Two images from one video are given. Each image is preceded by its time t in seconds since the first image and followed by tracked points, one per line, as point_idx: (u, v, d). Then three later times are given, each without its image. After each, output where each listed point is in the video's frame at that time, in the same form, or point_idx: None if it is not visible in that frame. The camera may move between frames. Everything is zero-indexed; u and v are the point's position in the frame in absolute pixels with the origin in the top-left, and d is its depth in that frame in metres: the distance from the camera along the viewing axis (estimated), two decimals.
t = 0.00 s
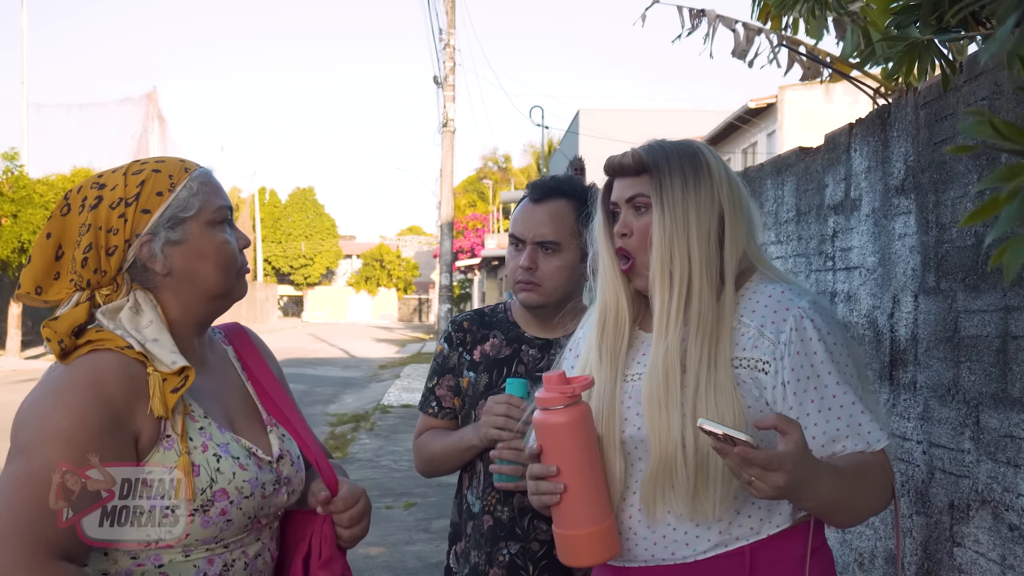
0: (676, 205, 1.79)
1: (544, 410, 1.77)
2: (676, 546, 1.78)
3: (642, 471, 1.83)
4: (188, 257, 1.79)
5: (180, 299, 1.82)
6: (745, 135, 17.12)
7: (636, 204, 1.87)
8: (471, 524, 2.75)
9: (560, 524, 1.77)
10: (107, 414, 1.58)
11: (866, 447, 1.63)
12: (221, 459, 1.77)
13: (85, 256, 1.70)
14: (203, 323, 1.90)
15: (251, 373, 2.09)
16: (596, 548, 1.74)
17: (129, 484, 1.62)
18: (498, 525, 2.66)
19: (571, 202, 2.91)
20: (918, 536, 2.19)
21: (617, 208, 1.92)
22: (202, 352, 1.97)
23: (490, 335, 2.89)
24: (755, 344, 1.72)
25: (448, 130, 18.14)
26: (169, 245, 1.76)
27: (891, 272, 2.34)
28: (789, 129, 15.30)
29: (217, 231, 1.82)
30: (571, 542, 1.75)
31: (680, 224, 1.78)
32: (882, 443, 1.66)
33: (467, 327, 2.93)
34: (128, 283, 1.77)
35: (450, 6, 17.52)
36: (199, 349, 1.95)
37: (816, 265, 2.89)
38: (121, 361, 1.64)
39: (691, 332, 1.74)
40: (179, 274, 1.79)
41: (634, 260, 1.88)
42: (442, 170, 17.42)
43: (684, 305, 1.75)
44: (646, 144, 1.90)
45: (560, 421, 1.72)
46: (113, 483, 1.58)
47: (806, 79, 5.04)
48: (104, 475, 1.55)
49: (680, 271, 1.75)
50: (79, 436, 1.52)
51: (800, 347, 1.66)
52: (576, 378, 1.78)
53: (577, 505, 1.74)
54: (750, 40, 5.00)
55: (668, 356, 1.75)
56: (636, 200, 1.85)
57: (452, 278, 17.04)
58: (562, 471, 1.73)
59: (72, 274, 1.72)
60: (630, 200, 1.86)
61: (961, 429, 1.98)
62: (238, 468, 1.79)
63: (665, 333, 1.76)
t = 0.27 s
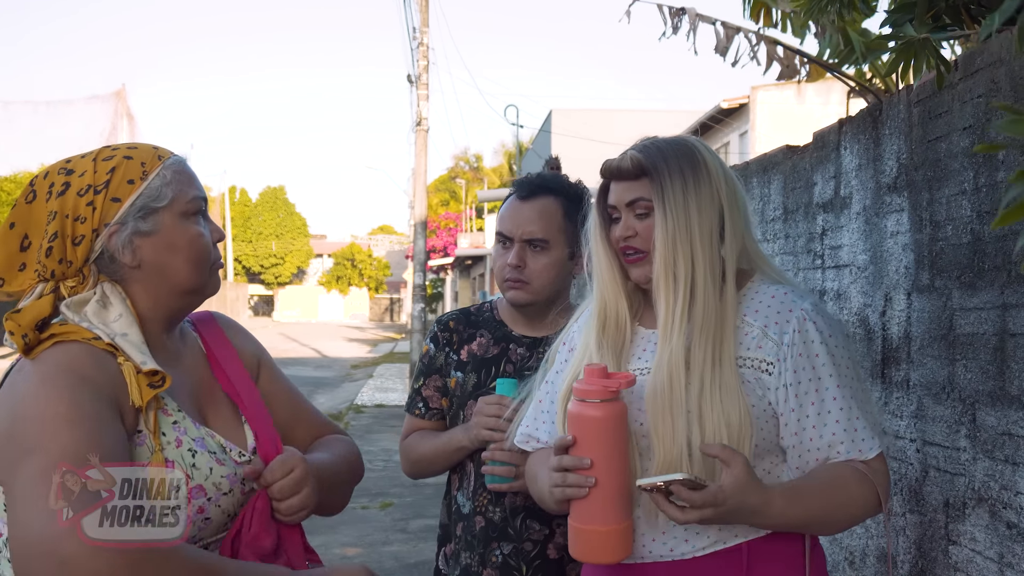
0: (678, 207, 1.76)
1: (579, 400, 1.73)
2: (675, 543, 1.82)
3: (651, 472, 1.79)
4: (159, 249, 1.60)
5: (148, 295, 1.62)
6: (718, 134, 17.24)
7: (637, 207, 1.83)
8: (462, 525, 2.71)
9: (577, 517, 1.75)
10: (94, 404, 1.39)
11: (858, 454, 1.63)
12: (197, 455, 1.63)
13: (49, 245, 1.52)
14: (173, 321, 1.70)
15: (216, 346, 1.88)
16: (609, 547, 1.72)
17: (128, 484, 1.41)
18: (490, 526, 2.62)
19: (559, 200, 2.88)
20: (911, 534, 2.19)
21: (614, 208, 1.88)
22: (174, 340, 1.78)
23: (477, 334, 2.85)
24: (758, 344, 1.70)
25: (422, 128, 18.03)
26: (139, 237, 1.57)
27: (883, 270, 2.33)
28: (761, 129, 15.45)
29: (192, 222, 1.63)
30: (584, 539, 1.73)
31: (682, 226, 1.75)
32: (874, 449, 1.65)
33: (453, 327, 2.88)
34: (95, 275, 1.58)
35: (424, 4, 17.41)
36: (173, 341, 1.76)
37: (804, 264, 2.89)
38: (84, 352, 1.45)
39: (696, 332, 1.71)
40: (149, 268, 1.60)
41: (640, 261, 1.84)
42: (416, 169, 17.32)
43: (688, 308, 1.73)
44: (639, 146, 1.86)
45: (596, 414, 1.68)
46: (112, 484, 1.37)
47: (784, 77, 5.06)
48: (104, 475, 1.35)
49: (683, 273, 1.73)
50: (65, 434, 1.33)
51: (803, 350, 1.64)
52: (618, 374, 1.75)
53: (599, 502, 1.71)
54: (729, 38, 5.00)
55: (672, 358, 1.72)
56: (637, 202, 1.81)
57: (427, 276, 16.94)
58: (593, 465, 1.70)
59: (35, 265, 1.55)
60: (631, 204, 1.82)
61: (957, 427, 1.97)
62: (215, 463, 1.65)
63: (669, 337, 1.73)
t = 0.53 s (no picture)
0: (680, 210, 1.76)
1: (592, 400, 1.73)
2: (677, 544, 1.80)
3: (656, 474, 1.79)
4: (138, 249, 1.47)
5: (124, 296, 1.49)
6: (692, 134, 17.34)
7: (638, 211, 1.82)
8: (452, 527, 2.67)
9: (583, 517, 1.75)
10: (110, 399, 1.30)
11: (853, 460, 1.63)
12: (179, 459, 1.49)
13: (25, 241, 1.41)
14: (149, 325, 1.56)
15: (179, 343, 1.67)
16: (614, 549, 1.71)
17: (130, 486, 1.29)
18: (482, 528, 2.58)
19: (550, 201, 2.86)
20: (906, 535, 2.18)
21: (613, 212, 1.87)
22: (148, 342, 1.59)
23: (467, 335, 2.81)
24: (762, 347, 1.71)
25: (397, 127, 17.91)
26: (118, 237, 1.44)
27: (875, 270, 2.33)
28: (735, 130, 15.56)
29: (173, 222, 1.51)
30: (588, 539, 1.73)
31: (685, 228, 1.76)
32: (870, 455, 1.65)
33: (442, 328, 2.85)
34: (72, 274, 1.47)
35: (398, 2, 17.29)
36: (148, 341, 1.59)
37: (794, 264, 2.89)
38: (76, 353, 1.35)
39: (701, 335, 1.71)
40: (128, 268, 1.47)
41: (641, 265, 1.83)
42: (390, 168, 17.21)
43: (692, 311, 1.73)
44: (638, 148, 1.85)
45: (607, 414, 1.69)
46: (115, 484, 1.29)
47: (765, 77, 5.08)
48: (105, 474, 1.28)
49: (687, 276, 1.74)
50: (67, 436, 1.27)
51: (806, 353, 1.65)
52: (633, 373, 1.76)
53: (607, 502, 1.72)
54: (710, 38, 5.01)
55: (678, 363, 1.72)
56: (638, 206, 1.81)
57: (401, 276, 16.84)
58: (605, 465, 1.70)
59: (8, 262, 1.45)
60: (632, 207, 1.81)
61: (954, 427, 1.97)
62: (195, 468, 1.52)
63: (674, 339, 1.74)
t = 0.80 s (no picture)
0: (680, 211, 1.74)
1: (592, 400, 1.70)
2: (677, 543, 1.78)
3: (656, 474, 1.77)
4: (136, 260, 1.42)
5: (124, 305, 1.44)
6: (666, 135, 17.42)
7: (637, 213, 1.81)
8: (441, 529, 2.62)
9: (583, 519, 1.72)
10: (115, 401, 1.28)
11: (852, 460, 1.63)
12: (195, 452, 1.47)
13: (20, 252, 1.36)
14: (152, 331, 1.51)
15: (190, 339, 1.65)
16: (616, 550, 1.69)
17: (131, 486, 1.27)
18: (472, 530, 2.55)
19: (542, 201, 2.84)
20: (899, 535, 2.19)
21: (611, 213, 1.85)
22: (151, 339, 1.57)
23: (456, 336, 2.78)
24: (762, 348, 1.70)
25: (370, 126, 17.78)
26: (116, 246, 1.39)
27: (867, 271, 2.34)
28: (708, 130, 15.66)
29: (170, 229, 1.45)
30: (589, 540, 1.70)
31: (684, 228, 1.74)
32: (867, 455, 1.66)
33: (431, 328, 2.80)
34: (70, 283, 1.42)
35: None
36: (150, 342, 1.57)
37: (781, 265, 2.89)
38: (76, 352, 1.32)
39: (701, 336, 1.70)
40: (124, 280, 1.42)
41: (635, 268, 1.81)
42: (364, 166, 17.07)
43: (692, 313, 1.72)
44: (637, 150, 1.84)
45: (608, 415, 1.66)
46: (115, 483, 1.26)
47: (743, 77, 5.10)
48: (105, 474, 1.26)
49: (688, 277, 1.72)
50: (68, 435, 1.24)
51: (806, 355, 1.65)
52: (634, 374, 1.73)
53: (609, 503, 1.69)
54: (692, 38, 5.01)
55: (679, 363, 1.70)
56: (637, 208, 1.79)
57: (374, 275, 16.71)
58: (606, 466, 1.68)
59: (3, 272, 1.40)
60: (631, 208, 1.79)
61: (948, 427, 1.98)
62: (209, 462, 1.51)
63: (674, 344, 1.72)
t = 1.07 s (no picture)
0: (684, 211, 1.76)
1: (586, 397, 1.70)
2: (678, 541, 1.76)
3: (657, 472, 1.78)
4: (155, 265, 1.60)
5: (148, 306, 1.64)
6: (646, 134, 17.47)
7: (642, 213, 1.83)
8: (434, 530, 2.59)
9: (581, 516, 1.71)
10: (141, 395, 1.46)
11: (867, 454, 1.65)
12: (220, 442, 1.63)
13: (46, 257, 1.54)
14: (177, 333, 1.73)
15: (212, 337, 1.89)
16: (615, 546, 1.67)
17: (131, 486, 1.43)
18: (466, 530, 2.52)
19: (533, 200, 2.82)
20: (897, 533, 2.19)
21: (615, 213, 1.87)
22: (176, 341, 1.80)
23: (447, 335, 2.74)
24: (767, 348, 1.70)
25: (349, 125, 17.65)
26: (136, 252, 1.58)
27: (863, 270, 2.34)
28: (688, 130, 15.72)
29: (187, 239, 1.63)
30: (589, 538, 1.69)
31: (688, 228, 1.76)
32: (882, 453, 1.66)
33: (421, 328, 2.77)
34: (93, 287, 1.60)
35: None
36: (177, 343, 1.79)
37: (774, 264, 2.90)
38: (105, 346, 1.53)
39: (704, 335, 1.70)
40: (145, 282, 1.62)
41: (644, 264, 1.84)
42: (343, 166, 16.95)
43: (696, 314, 1.72)
44: (641, 149, 1.85)
45: (603, 412, 1.66)
46: (113, 484, 1.43)
47: (728, 76, 5.09)
48: (104, 474, 1.43)
49: (691, 278, 1.73)
50: (99, 427, 1.42)
51: (812, 355, 1.66)
52: (627, 371, 1.70)
53: (607, 499, 1.68)
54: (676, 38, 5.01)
55: (682, 363, 1.71)
56: (643, 208, 1.81)
57: (354, 276, 16.59)
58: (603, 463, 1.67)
59: (33, 275, 1.58)
60: (637, 209, 1.82)
61: (947, 426, 1.98)
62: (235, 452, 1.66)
63: (677, 345, 1.72)
